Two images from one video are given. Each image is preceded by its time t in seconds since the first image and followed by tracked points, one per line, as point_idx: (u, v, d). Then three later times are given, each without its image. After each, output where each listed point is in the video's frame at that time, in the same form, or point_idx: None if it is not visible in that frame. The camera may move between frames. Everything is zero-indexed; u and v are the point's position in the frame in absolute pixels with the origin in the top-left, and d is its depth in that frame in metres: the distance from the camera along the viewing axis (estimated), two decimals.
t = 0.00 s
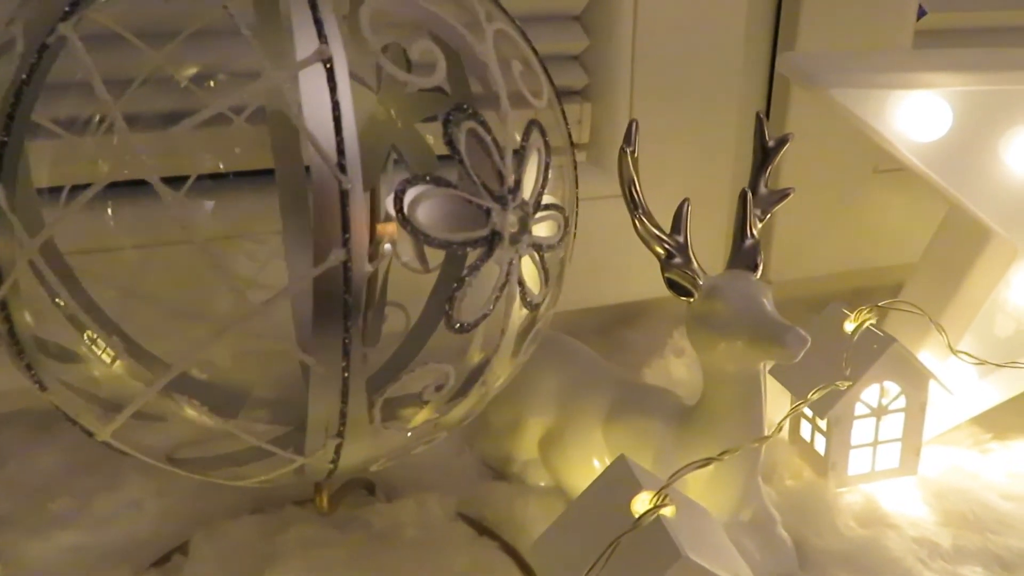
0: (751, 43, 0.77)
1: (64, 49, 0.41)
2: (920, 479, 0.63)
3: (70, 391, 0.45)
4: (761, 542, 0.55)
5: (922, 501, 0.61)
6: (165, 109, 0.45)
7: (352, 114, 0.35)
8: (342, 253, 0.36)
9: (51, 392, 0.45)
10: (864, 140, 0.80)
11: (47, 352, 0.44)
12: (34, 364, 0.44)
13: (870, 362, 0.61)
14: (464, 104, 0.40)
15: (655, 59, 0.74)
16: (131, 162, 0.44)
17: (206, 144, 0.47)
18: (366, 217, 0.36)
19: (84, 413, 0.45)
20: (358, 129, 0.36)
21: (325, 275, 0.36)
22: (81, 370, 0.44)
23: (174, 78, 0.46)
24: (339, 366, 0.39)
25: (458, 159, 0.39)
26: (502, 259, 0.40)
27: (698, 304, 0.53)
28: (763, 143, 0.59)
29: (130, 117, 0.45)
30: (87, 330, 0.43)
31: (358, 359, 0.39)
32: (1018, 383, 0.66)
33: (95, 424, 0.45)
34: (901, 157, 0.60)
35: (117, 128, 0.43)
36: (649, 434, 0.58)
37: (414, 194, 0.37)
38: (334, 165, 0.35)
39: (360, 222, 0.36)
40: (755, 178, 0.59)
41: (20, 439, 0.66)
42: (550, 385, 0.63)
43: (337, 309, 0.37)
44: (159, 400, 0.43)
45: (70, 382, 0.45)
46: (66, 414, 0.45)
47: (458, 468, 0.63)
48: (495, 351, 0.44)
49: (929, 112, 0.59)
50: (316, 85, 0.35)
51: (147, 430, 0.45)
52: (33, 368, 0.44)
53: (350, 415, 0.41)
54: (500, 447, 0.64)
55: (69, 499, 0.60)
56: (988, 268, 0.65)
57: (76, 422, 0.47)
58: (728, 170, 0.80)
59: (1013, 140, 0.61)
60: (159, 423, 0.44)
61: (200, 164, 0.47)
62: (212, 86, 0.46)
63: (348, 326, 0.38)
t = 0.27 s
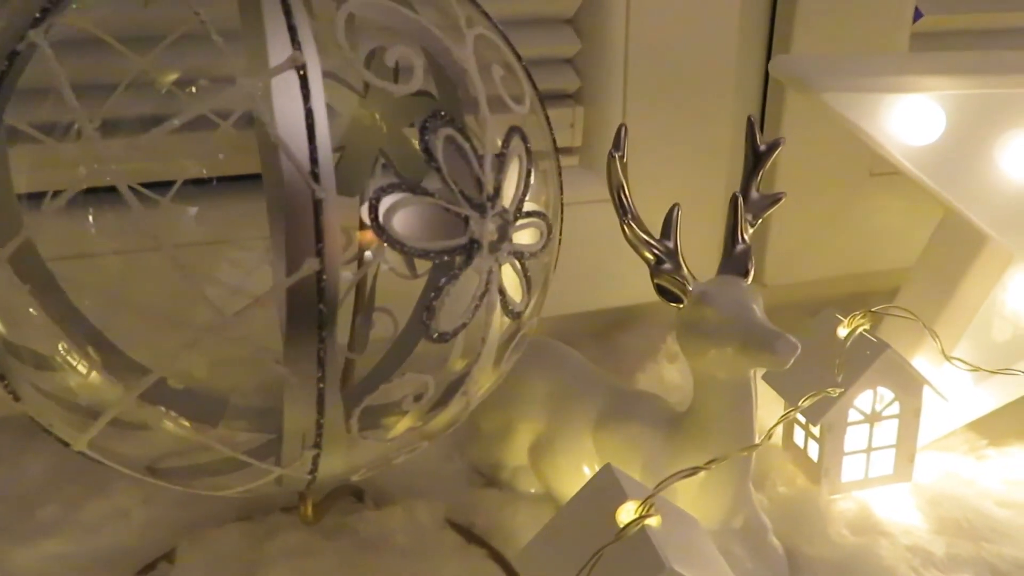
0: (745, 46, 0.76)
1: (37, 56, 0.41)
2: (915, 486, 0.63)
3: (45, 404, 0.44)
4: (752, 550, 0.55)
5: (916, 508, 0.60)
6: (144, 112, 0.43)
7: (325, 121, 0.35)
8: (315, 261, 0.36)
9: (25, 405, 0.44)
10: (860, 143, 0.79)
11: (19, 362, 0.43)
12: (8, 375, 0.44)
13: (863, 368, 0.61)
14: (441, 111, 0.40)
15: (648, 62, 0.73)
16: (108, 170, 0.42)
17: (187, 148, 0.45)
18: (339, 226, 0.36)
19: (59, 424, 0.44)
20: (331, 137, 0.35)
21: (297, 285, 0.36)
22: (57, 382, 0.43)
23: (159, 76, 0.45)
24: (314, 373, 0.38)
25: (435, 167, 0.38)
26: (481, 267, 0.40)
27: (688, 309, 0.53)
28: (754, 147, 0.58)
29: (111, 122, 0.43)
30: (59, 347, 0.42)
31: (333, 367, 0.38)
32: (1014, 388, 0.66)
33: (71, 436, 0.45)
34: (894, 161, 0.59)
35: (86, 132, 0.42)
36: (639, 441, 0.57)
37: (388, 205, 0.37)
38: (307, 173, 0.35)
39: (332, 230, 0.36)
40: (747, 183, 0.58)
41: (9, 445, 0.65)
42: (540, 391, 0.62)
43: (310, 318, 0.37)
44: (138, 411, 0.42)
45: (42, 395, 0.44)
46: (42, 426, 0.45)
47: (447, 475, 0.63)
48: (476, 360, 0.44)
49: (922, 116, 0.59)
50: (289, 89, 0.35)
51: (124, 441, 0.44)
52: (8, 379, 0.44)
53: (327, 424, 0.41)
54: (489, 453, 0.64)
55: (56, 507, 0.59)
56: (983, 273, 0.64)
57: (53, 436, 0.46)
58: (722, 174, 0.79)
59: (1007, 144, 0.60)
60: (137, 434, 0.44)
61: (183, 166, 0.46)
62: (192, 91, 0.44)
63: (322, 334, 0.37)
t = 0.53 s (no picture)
0: (739, 45, 0.76)
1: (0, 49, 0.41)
2: (909, 489, 0.62)
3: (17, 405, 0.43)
4: (742, 555, 0.54)
5: (909, 512, 0.60)
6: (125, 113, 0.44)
7: (297, 118, 0.35)
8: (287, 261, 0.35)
9: None
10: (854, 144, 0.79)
11: None
12: None
13: (855, 370, 0.60)
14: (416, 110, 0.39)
15: (640, 62, 0.73)
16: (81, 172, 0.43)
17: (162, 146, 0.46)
18: (312, 226, 0.36)
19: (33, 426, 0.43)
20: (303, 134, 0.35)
21: (268, 284, 0.36)
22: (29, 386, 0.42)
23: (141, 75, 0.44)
24: (286, 374, 0.38)
25: (410, 165, 0.38)
26: (459, 267, 0.39)
27: (677, 310, 0.52)
28: (744, 146, 0.58)
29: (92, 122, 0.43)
30: (30, 351, 0.42)
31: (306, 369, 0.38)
32: (1008, 391, 0.65)
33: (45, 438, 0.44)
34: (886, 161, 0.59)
35: (54, 133, 0.42)
36: (628, 443, 0.56)
37: (361, 203, 0.37)
38: (278, 171, 0.34)
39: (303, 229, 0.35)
40: (737, 183, 0.58)
41: None
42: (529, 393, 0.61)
43: (282, 319, 0.36)
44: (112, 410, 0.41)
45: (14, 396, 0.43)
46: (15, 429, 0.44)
47: (436, 478, 0.62)
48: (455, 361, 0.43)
49: (914, 116, 0.58)
50: (259, 87, 0.35)
51: (99, 443, 0.43)
52: None
53: (300, 427, 0.40)
54: (478, 456, 0.63)
55: (40, 510, 0.59)
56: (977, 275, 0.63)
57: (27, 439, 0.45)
58: (715, 175, 0.79)
59: (1000, 145, 0.60)
60: (113, 438, 0.43)
61: (157, 166, 0.47)
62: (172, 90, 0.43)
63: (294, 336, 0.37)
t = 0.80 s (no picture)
0: (732, 42, 0.75)
1: None
2: (902, 489, 0.61)
3: None
4: (731, 556, 0.53)
5: (902, 513, 0.59)
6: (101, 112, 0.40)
7: (265, 110, 0.35)
8: (255, 255, 0.35)
9: None
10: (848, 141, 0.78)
11: None
12: None
13: (847, 369, 0.59)
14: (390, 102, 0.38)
15: (632, 58, 0.72)
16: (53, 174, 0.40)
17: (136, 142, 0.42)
18: (281, 222, 0.36)
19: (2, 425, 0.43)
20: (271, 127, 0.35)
21: (236, 278, 0.35)
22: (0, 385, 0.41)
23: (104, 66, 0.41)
24: (255, 370, 0.37)
25: (382, 158, 0.37)
26: (433, 262, 0.39)
27: (665, 308, 0.52)
28: (734, 142, 0.57)
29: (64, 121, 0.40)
30: None
31: (277, 364, 0.38)
32: (1004, 391, 0.64)
33: (16, 438, 0.43)
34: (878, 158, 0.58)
35: (20, 132, 0.40)
36: (616, 443, 0.56)
37: (331, 197, 0.36)
38: (245, 163, 0.34)
39: (272, 223, 0.35)
40: (727, 179, 0.57)
41: None
42: (517, 392, 0.61)
43: (251, 312, 0.36)
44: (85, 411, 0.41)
45: None
46: None
47: (424, 479, 0.62)
48: (432, 358, 0.43)
49: (907, 111, 0.58)
50: (227, 80, 0.35)
51: (73, 445, 0.43)
52: None
53: (272, 424, 0.40)
54: (466, 456, 0.62)
55: (23, 510, 0.58)
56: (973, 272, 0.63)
57: None
58: (708, 172, 0.78)
59: (994, 140, 0.59)
60: (86, 439, 0.42)
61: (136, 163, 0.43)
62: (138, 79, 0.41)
63: (263, 330, 0.36)
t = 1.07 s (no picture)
0: (728, 39, 0.74)
1: None
2: (897, 491, 0.61)
3: None
4: (723, 558, 0.53)
5: (897, 515, 0.58)
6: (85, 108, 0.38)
7: (241, 106, 0.35)
8: (231, 251, 0.35)
9: None
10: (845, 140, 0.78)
11: None
12: None
13: (842, 368, 0.59)
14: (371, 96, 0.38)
15: (627, 55, 0.72)
16: (35, 172, 0.40)
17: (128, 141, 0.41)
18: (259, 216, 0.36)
19: None
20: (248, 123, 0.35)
21: (212, 275, 0.36)
22: None
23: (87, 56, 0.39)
24: (234, 368, 0.37)
25: (362, 153, 0.37)
26: (415, 259, 0.38)
27: (656, 307, 0.51)
28: (728, 140, 0.57)
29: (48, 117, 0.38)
30: None
31: (255, 362, 0.38)
32: (999, 392, 0.64)
33: None
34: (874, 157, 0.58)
35: None
36: (608, 443, 0.55)
37: (309, 191, 0.36)
38: (221, 159, 0.35)
39: (249, 219, 0.36)
40: (720, 178, 0.57)
41: None
42: (510, 392, 0.60)
43: (227, 310, 0.36)
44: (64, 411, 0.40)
45: None
46: None
47: (415, 480, 0.61)
48: (415, 356, 0.42)
49: (903, 109, 0.57)
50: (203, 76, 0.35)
51: (52, 445, 0.42)
52: None
53: (251, 423, 0.39)
54: (457, 457, 0.62)
55: (10, 509, 0.58)
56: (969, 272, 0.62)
57: None
58: (704, 171, 0.77)
59: (991, 139, 0.58)
60: (66, 439, 0.42)
61: (125, 161, 0.41)
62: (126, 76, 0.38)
63: (240, 327, 0.37)
